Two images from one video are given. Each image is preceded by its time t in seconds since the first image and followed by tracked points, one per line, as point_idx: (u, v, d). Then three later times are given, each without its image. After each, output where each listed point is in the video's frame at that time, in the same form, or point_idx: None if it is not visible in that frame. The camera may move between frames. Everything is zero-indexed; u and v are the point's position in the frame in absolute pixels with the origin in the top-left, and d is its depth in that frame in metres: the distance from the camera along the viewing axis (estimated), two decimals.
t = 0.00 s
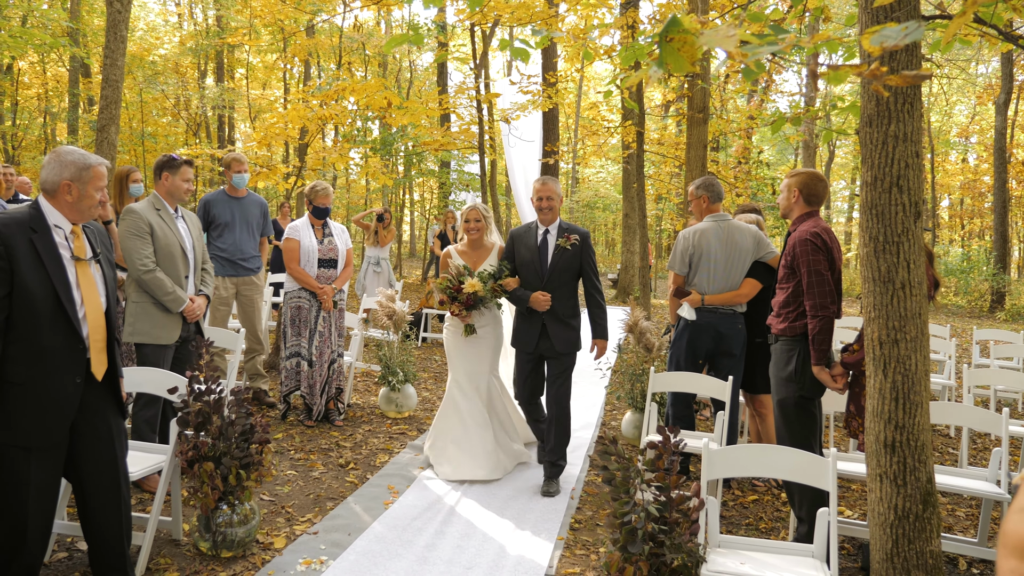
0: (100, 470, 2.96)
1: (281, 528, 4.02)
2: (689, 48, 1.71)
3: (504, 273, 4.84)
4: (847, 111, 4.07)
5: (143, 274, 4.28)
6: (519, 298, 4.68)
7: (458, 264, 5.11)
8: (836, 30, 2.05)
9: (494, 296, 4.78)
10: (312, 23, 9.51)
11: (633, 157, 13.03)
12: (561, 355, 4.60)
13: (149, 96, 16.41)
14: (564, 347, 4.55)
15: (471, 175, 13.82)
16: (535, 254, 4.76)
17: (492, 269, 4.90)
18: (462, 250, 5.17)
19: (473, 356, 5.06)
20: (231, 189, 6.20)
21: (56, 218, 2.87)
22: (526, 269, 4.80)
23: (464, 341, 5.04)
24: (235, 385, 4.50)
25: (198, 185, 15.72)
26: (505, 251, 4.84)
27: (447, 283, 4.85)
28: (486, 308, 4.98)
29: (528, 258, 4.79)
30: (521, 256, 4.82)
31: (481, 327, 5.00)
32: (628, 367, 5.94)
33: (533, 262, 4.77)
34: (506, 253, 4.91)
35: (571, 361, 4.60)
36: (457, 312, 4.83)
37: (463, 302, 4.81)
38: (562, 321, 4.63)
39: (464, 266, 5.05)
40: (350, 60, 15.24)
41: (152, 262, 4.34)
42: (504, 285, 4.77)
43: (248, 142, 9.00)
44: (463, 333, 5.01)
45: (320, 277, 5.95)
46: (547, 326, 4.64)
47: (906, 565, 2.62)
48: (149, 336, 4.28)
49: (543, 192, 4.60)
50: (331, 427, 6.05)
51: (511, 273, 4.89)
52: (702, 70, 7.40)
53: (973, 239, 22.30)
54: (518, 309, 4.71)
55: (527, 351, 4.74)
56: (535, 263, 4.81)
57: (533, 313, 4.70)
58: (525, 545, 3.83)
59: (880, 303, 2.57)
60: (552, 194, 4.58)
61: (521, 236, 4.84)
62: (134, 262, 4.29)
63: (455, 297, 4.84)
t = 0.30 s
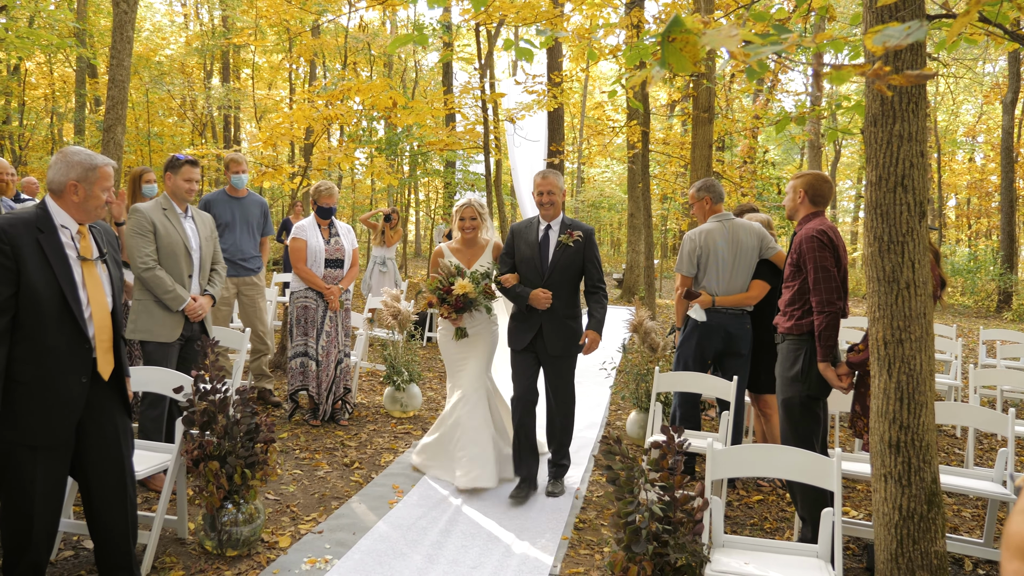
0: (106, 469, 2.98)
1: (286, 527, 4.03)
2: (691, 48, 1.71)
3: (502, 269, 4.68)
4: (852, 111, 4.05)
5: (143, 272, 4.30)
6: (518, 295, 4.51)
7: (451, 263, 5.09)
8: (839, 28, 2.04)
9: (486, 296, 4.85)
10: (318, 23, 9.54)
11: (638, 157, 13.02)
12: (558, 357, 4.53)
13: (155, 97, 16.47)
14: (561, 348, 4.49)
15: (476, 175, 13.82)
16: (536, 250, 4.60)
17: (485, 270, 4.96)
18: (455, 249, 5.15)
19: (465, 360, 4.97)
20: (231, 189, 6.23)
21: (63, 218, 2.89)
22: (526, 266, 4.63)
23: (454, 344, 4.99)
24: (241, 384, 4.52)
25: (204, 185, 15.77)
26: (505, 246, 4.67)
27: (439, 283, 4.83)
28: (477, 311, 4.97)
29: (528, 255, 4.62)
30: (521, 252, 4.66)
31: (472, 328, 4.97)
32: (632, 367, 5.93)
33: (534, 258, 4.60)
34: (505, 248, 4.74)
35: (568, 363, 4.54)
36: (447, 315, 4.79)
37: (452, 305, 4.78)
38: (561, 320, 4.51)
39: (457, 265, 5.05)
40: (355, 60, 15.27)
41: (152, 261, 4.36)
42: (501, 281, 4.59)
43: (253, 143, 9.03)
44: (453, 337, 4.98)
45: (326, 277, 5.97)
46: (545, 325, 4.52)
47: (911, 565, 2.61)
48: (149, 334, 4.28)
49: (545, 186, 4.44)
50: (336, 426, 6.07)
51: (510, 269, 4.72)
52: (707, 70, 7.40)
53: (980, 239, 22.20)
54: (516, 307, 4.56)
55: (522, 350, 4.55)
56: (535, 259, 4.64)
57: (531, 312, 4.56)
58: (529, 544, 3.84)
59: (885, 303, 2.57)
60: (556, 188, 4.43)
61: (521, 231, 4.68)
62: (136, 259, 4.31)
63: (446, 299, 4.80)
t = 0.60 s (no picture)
0: (113, 468, 3.00)
1: (291, 526, 4.05)
2: (692, 49, 1.73)
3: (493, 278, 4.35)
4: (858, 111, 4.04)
5: (143, 271, 4.37)
6: (513, 305, 4.21)
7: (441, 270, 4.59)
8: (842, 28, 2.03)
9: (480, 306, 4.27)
10: (324, 24, 9.57)
11: (643, 157, 13.00)
12: (556, 370, 4.21)
13: (162, 98, 16.56)
14: (559, 361, 4.17)
15: (481, 175, 13.84)
16: (530, 257, 4.29)
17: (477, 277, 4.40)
18: (445, 254, 4.67)
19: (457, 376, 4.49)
20: (237, 189, 6.26)
21: (70, 218, 2.91)
22: (519, 274, 4.32)
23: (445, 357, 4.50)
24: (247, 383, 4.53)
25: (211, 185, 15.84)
26: (496, 253, 4.36)
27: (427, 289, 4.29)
28: (469, 321, 4.43)
29: (521, 262, 4.31)
30: (513, 259, 4.34)
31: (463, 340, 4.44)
32: (637, 367, 5.93)
33: (528, 266, 4.29)
34: (496, 256, 4.43)
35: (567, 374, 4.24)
36: (438, 324, 4.26)
37: (443, 313, 4.24)
38: (560, 332, 4.20)
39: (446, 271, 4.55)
40: (361, 61, 15.31)
41: (154, 259, 4.43)
42: (493, 292, 4.29)
43: (259, 143, 9.06)
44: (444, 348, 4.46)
45: (332, 277, 5.99)
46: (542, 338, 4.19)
47: (915, 566, 2.60)
48: (149, 331, 4.30)
49: (536, 188, 4.12)
50: (341, 426, 6.08)
51: (502, 279, 4.40)
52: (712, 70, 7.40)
53: (987, 239, 22.09)
54: (511, 318, 4.23)
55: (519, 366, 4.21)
56: (528, 266, 4.32)
57: (528, 323, 4.23)
58: (534, 543, 3.85)
59: (890, 303, 2.56)
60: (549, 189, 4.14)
61: (512, 237, 4.36)
62: (138, 257, 4.39)
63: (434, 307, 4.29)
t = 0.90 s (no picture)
0: (120, 467, 3.02)
1: (296, 525, 4.06)
2: (693, 49, 1.75)
3: (486, 277, 4.15)
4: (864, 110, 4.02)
5: (148, 270, 4.41)
6: (513, 305, 4.00)
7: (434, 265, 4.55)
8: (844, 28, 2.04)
9: (465, 300, 4.37)
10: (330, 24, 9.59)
11: (649, 157, 12.98)
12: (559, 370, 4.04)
13: (169, 98, 16.63)
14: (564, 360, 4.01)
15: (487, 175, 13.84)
16: (526, 253, 4.11)
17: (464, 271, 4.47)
18: (439, 249, 4.59)
19: (448, 377, 4.43)
20: (247, 189, 6.29)
21: (77, 219, 2.93)
22: (515, 271, 4.12)
23: (436, 357, 4.46)
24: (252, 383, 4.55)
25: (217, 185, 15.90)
26: (488, 250, 4.15)
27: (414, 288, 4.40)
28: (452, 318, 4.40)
29: (517, 259, 4.12)
30: (507, 256, 4.15)
31: (454, 340, 4.43)
32: (643, 367, 5.92)
33: (524, 263, 4.10)
34: (488, 254, 4.20)
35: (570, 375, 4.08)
36: (422, 323, 4.27)
37: (427, 310, 4.27)
38: (563, 331, 4.02)
39: (438, 267, 4.50)
40: (366, 61, 15.33)
41: (158, 259, 4.47)
42: (488, 292, 4.07)
43: (266, 143, 9.09)
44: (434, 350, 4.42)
45: (337, 277, 6.02)
46: (545, 337, 4.02)
47: (920, 566, 2.59)
48: (153, 330, 4.34)
49: (527, 179, 3.95)
50: (346, 426, 6.10)
51: (495, 278, 4.18)
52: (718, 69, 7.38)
53: (996, 239, 21.95)
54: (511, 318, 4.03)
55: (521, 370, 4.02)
56: (523, 263, 4.12)
57: (527, 322, 4.05)
58: (539, 543, 3.85)
59: (894, 303, 2.55)
60: (538, 180, 3.99)
61: (504, 232, 4.17)
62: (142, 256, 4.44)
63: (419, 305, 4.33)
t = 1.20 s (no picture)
0: (126, 466, 3.04)
1: (302, 525, 4.08)
2: (694, 49, 1.75)
3: (480, 284, 3.87)
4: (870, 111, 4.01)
5: (150, 271, 4.44)
6: (508, 314, 3.70)
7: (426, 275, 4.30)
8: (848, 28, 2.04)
9: (460, 316, 4.06)
10: (337, 25, 9.62)
11: (656, 157, 12.95)
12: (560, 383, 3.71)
13: (177, 99, 16.74)
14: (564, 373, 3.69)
15: (494, 175, 13.85)
16: (522, 258, 3.82)
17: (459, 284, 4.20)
18: (430, 258, 4.37)
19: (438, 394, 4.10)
20: (255, 189, 6.34)
21: (84, 220, 2.95)
22: (510, 277, 3.84)
23: (426, 373, 4.13)
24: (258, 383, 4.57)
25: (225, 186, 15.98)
26: (483, 254, 3.88)
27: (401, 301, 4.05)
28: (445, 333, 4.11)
29: (512, 264, 3.84)
30: (503, 261, 3.87)
31: (445, 356, 4.13)
32: (648, 367, 5.91)
33: (520, 269, 3.82)
34: (482, 260, 3.93)
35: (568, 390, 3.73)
36: (412, 336, 3.96)
37: (418, 324, 3.97)
38: (562, 340, 3.72)
39: (430, 277, 4.26)
40: (373, 61, 15.37)
41: (160, 260, 4.50)
42: (481, 300, 3.78)
43: (273, 143, 9.12)
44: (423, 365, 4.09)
45: (342, 278, 6.05)
46: (542, 347, 3.71)
47: (925, 568, 2.58)
48: (156, 330, 4.36)
49: (526, 177, 3.70)
50: (352, 426, 6.12)
51: (491, 284, 3.91)
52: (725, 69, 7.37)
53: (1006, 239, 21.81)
54: (507, 328, 3.74)
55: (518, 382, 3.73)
56: (519, 269, 3.83)
57: (523, 332, 3.75)
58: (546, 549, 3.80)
59: (899, 303, 2.54)
60: (539, 179, 3.75)
61: (500, 236, 3.89)
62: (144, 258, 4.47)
63: (410, 317, 4.03)
